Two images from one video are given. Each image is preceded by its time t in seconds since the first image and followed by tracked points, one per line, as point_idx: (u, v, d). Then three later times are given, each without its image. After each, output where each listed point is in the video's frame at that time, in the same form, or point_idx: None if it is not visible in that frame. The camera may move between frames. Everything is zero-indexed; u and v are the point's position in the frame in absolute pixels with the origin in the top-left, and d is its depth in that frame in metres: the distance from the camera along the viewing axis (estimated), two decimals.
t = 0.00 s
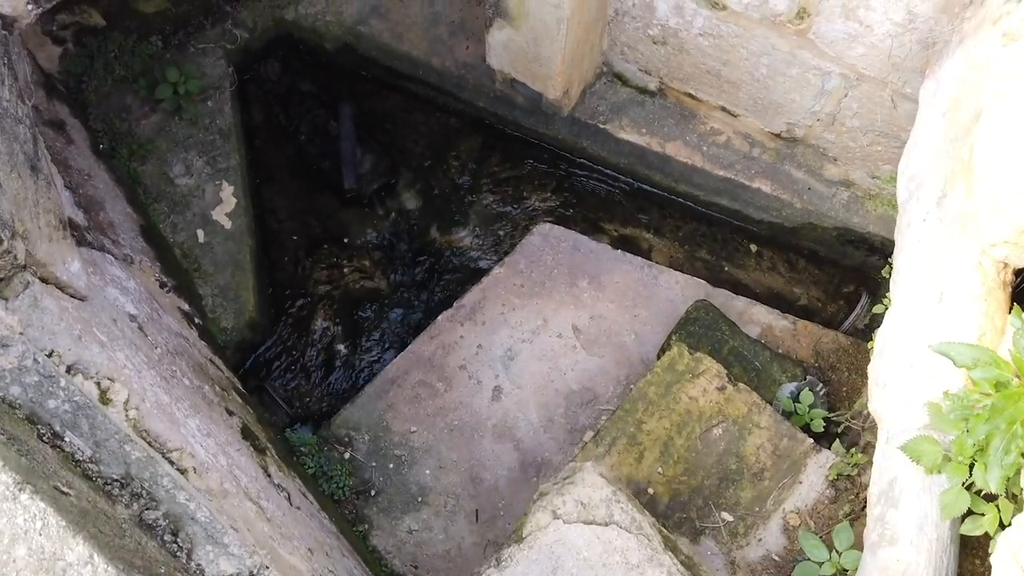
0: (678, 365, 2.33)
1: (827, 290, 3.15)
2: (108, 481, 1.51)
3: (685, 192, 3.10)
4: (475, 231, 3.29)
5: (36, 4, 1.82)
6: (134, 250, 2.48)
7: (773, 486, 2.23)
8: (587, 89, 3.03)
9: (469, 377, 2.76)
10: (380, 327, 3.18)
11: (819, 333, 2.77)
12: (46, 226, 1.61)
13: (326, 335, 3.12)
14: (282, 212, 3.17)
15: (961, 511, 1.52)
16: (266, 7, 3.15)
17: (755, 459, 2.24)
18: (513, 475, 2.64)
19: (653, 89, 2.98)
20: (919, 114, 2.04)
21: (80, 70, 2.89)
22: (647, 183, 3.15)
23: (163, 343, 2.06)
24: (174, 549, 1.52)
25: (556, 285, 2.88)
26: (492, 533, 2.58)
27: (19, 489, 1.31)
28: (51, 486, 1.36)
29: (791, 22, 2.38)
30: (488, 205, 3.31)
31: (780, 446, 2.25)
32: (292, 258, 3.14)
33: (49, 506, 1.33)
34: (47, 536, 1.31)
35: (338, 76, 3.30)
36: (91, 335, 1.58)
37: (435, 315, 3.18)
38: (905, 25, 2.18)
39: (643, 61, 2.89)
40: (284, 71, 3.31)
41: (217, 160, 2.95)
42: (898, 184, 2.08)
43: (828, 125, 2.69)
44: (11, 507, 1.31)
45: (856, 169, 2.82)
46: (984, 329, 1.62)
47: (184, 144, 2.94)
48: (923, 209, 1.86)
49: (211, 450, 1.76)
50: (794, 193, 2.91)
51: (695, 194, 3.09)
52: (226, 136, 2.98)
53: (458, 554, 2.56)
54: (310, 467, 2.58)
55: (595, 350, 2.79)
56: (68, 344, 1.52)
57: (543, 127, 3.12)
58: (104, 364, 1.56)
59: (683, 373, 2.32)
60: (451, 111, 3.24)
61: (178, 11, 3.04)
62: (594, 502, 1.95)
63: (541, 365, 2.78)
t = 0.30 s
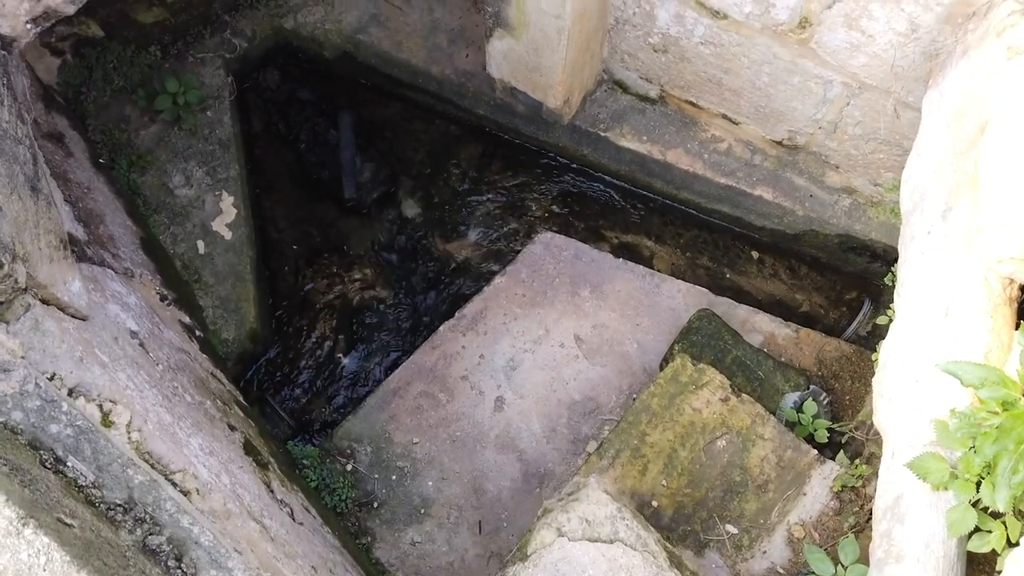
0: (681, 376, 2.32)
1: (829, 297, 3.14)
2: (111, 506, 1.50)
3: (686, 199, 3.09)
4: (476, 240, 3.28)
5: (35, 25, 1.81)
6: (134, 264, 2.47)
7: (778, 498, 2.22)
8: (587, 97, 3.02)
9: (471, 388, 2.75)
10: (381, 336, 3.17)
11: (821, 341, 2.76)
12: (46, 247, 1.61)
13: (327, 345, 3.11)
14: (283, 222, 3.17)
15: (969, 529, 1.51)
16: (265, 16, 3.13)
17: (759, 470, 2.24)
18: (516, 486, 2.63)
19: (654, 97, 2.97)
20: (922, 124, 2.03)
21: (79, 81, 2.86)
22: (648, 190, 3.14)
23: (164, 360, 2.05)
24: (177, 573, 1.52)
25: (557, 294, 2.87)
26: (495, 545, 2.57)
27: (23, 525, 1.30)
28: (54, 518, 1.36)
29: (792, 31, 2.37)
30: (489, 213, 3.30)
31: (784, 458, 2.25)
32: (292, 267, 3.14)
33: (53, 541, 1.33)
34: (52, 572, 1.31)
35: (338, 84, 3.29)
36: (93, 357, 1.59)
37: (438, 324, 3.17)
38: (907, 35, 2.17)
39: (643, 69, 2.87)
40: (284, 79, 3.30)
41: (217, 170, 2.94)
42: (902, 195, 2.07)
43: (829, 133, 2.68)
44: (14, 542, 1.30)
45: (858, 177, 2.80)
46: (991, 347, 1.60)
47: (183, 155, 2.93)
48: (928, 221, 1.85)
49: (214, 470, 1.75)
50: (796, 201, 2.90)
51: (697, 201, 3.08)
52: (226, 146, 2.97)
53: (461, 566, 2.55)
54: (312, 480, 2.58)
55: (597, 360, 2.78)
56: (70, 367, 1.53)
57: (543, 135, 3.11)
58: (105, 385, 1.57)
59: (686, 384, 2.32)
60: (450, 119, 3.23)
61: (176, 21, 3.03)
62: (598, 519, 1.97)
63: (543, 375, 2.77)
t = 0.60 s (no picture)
0: (683, 386, 2.32)
1: (829, 302, 3.13)
2: (114, 529, 1.52)
3: (686, 205, 3.09)
4: (476, 247, 3.28)
5: (34, 43, 1.81)
6: (134, 276, 2.47)
7: (780, 508, 2.22)
8: (586, 104, 3.02)
9: (472, 397, 2.75)
10: (381, 344, 3.16)
11: (822, 347, 2.75)
12: (46, 267, 1.61)
13: (327, 354, 3.11)
14: (282, 230, 3.16)
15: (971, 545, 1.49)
16: (262, 25, 3.12)
17: (761, 480, 2.24)
18: (518, 495, 2.63)
19: (653, 103, 2.96)
20: (921, 133, 2.03)
21: (76, 91, 2.84)
22: (648, 196, 3.14)
23: (165, 374, 2.05)
24: None
25: (558, 302, 2.86)
26: (498, 554, 2.57)
27: (27, 556, 1.29)
28: (57, 547, 1.36)
29: (793, 39, 2.36)
30: (489, 220, 3.29)
31: (786, 468, 2.25)
32: (292, 276, 3.14)
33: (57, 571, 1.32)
34: None
35: (336, 91, 3.29)
36: (94, 377, 1.58)
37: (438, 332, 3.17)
38: (907, 44, 2.16)
39: (643, 75, 2.87)
40: (282, 87, 3.29)
41: (216, 180, 2.93)
42: (902, 203, 2.07)
43: (830, 140, 2.68)
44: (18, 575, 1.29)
45: (857, 183, 2.80)
46: (994, 363, 1.59)
47: (182, 164, 2.92)
48: (929, 231, 1.85)
49: (216, 487, 1.75)
50: (796, 207, 2.90)
51: (697, 208, 3.07)
52: (225, 155, 2.97)
53: None
54: (313, 491, 2.57)
55: (598, 368, 2.78)
56: (71, 389, 1.53)
57: (543, 141, 3.11)
58: (107, 406, 1.57)
59: (688, 394, 2.32)
60: (450, 126, 3.23)
61: (174, 30, 3.03)
62: (602, 534, 1.98)
63: (544, 383, 2.77)
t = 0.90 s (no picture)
0: (686, 390, 2.32)
1: (831, 303, 3.13)
2: (117, 541, 1.51)
3: (686, 207, 3.08)
4: (477, 249, 3.26)
5: (34, 53, 1.80)
6: (134, 283, 2.46)
7: (784, 512, 2.22)
8: (586, 106, 3.01)
9: (474, 401, 2.74)
10: (382, 348, 3.15)
11: (824, 349, 2.75)
12: (47, 278, 1.61)
13: (328, 358, 3.10)
14: (282, 234, 3.15)
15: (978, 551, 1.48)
16: (261, 29, 3.12)
17: (765, 484, 2.24)
18: (521, 499, 2.63)
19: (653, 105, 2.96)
20: (923, 136, 2.02)
21: (75, 97, 2.84)
22: (648, 198, 3.13)
23: (167, 382, 2.04)
24: None
25: (559, 305, 2.86)
26: (501, 559, 2.56)
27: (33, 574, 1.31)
28: (61, 564, 1.36)
29: (794, 42, 2.36)
30: (489, 222, 3.28)
31: (790, 471, 2.24)
32: (292, 279, 3.13)
33: None
34: None
35: (336, 95, 3.29)
36: (96, 389, 1.60)
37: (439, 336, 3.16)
38: (909, 46, 2.16)
39: (643, 78, 2.86)
40: (281, 91, 3.29)
41: (215, 185, 2.92)
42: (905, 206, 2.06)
43: (831, 142, 2.67)
44: None
45: (858, 185, 2.80)
46: (999, 368, 1.57)
47: (181, 169, 2.92)
48: (933, 236, 1.84)
49: (219, 497, 1.75)
50: (797, 208, 2.89)
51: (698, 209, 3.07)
52: (224, 160, 2.96)
53: None
54: (316, 497, 2.56)
55: (600, 371, 2.77)
56: (73, 401, 1.54)
57: (543, 144, 3.10)
58: (109, 417, 1.58)
59: (691, 398, 2.31)
60: (450, 129, 3.24)
61: (172, 35, 3.02)
62: (606, 541, 1.99)
63: (546, 387, 2.76)
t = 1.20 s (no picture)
0: (690, 392, 2.32)
1: (832, 303, 3.13)
2: (127, 552, 1.52)
3: (688, 208, 3.09)
4: (478, 252, 3.27)
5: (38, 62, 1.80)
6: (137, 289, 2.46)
7: (789, 513, 2.22)
8: (587, 108, 3.01)
9: (478, 404, 2.75)
10: (385, 351, 3.16)
11: (827, 349, 2.75)
12: (53, 288, 1.62)
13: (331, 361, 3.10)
14: (284, 237, 3.15)
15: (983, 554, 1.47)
16: (261, 32, 3.11)
17: (769, 485, 2.24)
18: (525, 501, 2.63)
19: (654, 107, 2.96)
20: (926, 137, 2.02)
21: (76, 102, 2.83)
22: (650, 199, 3.13)
23: (171, 389, 2.04)
24: None
25: (562, 307, 2.86)
26: (505, 561, 2.57)
27: None
28: None
29: (795, 44, 2.36)
30: (491, 225, 3.29)
31: (794, 473, 2.25)
32: (294, 283, 3.13)
33: None
34: None
35: (337, 98, 3.29)
36: (103, 398, 1.60)
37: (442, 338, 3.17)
38: (911, 48, 2.16)
39: (644, 79, 2.86)
40: (282, 94, 3.29)
41: (217, 189, 2.92)
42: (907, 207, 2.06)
43: (832, 143, 2.68)
44: None
45: (860, 185, 2.80)
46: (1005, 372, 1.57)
47: (182, 174, 2.91)
48: (937, 238, 1.83)
49: (226, 504, 1.75)
50: (798, 209, 2.89)
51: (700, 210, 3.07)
52: (225, 164, 2.96)
53: None
54: (320, 501, 2.57)
55: (603, 373, 2.78)
56: (80, 411, 1.55)
57: (544, 145, 3.10)
58: (117, 425, 1.59)
59: (695, 400, 2.31)
60: (450, 130, 3.23)
61: (172, 38, 3.01)
62: (613, 545, 2.01)
63: (549, 390, 2.76)
